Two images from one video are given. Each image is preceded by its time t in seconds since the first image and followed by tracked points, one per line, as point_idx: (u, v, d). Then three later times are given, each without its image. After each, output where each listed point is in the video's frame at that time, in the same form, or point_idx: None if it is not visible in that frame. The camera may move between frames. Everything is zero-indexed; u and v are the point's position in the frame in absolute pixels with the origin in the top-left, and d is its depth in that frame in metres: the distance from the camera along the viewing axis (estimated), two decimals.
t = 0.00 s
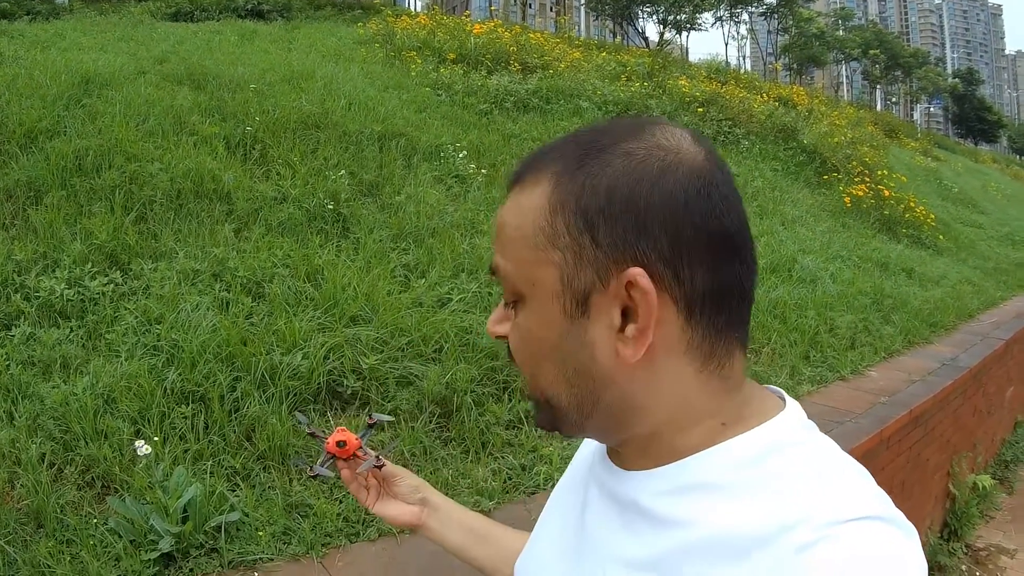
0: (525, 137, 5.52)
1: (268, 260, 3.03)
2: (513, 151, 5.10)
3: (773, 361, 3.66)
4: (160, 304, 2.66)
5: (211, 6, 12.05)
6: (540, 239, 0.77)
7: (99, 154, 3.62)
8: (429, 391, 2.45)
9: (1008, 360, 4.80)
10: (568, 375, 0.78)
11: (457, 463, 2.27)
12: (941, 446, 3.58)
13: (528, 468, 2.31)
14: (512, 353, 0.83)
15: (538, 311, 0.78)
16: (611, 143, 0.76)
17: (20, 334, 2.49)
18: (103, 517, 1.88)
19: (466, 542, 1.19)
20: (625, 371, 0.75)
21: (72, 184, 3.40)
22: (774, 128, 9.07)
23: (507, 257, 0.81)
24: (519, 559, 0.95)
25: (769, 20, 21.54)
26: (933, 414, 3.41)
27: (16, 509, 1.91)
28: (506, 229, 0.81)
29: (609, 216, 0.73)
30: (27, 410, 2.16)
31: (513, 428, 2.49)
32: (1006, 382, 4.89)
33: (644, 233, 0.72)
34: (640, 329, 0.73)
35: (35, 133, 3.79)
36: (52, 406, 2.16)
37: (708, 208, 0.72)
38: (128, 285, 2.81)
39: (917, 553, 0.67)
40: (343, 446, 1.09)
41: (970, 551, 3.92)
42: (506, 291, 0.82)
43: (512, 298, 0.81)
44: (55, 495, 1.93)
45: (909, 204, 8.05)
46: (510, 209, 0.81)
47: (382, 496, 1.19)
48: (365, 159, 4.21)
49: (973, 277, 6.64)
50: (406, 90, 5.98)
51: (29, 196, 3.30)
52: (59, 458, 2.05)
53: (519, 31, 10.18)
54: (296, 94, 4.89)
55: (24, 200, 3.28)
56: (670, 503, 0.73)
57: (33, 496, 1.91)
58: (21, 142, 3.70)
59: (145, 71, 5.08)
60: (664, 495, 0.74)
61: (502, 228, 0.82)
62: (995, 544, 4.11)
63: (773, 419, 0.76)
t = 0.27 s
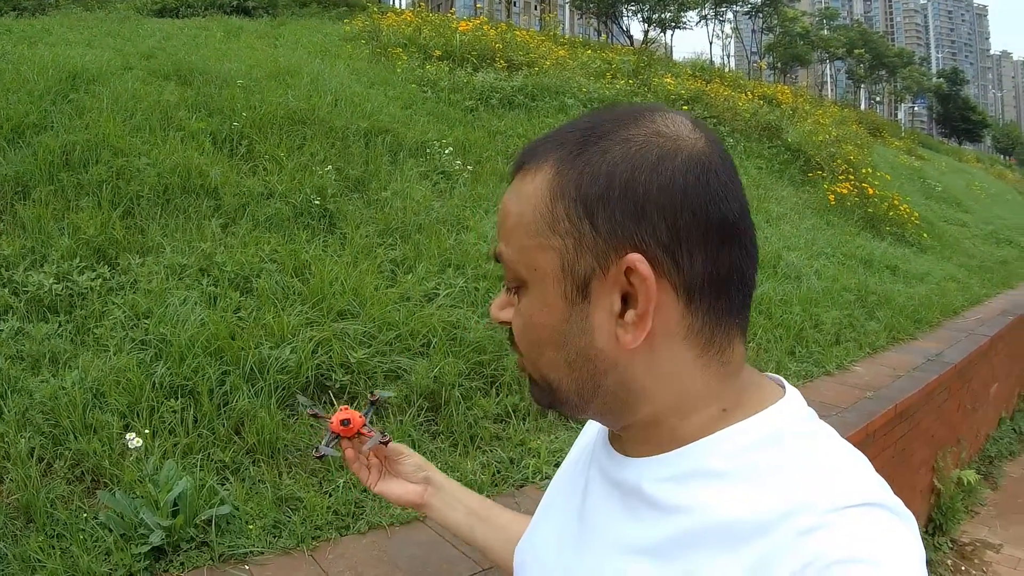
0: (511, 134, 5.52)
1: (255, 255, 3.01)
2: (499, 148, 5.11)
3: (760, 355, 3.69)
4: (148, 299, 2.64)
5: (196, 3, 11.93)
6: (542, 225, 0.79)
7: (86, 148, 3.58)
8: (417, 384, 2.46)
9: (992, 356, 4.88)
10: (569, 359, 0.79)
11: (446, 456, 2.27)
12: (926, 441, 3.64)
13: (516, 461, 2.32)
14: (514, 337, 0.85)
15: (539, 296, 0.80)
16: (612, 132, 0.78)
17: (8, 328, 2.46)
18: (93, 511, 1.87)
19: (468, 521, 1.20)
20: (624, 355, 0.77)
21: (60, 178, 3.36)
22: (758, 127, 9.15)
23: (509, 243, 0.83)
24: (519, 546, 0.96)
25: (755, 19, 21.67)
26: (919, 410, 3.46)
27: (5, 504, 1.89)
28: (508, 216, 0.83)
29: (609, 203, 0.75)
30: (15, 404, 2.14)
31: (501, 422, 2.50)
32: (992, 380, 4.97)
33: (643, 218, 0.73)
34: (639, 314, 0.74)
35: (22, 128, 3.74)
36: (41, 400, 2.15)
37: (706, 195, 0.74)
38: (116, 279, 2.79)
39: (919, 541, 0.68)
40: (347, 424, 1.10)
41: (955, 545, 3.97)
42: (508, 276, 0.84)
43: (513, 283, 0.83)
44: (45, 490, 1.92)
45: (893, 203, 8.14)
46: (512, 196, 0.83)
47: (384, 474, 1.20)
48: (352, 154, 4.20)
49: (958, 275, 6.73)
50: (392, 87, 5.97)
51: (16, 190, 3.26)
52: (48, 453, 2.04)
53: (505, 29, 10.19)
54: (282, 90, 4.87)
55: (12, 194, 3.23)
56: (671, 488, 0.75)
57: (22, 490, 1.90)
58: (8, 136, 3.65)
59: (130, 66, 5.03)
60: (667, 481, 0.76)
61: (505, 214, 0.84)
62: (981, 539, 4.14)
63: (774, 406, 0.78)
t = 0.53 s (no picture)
0: (502, 137, 5.54)
1: (247, 255, 3.01)
2: (490, 151, 5.12)
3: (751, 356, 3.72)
4: (140, 299, 2.64)
5: (186, 4, 11.87)
6: (553, 212, 0.80)
7: (78, 149, 3.56)
8: (410, 385, 2.46)
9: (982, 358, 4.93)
10: (575, 346, 0.80)
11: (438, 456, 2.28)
12: (917, 441, 3.67)
13: (508, 461, 2.33)
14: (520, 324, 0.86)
15: (547, 282, 0.81)
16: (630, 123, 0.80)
17: None
18: (86, 510, 1.86)
19: (455, 502, 1.20)
20: (630, 345, 0.78)
21: (52, 178, 3.34)
22: (748, 130, 9.21)
23: (520, 229, 0.84)
24: (519, 539, 0.97)
25: (744, 23, 21.81)
26: (909, 410, 3.50)
27: None
28: (521, 202, 0.84)
29: (622, 193, 0.76)
30: (7, 403, 2.13)
31: (493, 422, 2.51)
32: (981, 381, 5.02)
33: (656, 209, 0.75)
34: (647, 304, 0.75)
35: (14, 127, 3.72)
36: (34, 399, 2.14)
37: (719, 190, 0.75)
38: (108, 279, 2.78)
39: (920, 535, 0.69)
40: (330, 399, 1.09)
41: (946, 546, 4.00)
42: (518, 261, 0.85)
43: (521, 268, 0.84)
44: (38, 489, 1.91)
45: (882, 206, 8.21)
46: (527, 181, 0.84)
47: (371, 450, 1.20)
48: (343, 156, 4.20)
49: (948, 277, 6.79)
50: (383, 89, 5.97)
51: (8, 190, 3.24)
52: (41, 452, 2.03)
53: (496, 32, 10.21)
54: (273, 91, 4.86)
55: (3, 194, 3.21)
56: (676, 481, 0.76)
57: (15, 489, 1.89)
58: None
59: (121, 67, 5.01)
60: (671, 474, 0.77)
61: (519, 200, 0.85)
62: (971, 539, 4.19)
63: (776, 399, 0.80)
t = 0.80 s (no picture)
0: (495, 144, 5.56)
1: (240, 262, 3.01)
2: (484, 159, 5.14)
3: (743, 364, 3.73)
4: (133, 305, 2.63)
5: (181, 11, 11.86)
6: (671, 183, 0.81)
7: (71, 155, 3.56)
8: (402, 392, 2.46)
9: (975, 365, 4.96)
10: (688, 320, 0.79)
11: (431, 463, 2.28)
12: (909, 448, 3.69)
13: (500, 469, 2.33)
14: (609, 306, 0.77)
15: (670, 253, 0.79)
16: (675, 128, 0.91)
17: None
18: (78, 517, 1.85)
19: (480, 479, 1.22)
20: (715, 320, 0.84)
21: (46, 184, 3.33)
22: (741, 138, 9.26)
23: (620, 200, 0.79)
24: (510, 549, 0.99)
25: (737, 31, 21.97)
26: (902, 417, 3.52)
27: None
28: (609, 173, 0.80)
29: (707, 180, 0.85)
30: None
31: (485, 430, 2.51)
32: (973, 387, 5.05)
33: (724, 200, 0.88)
34: (736, 276, 0.86)
35: (7, 132, 3.71)
36: (27, 406, 2.13)
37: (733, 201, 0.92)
38: (102, 286, 2.77)
39: (906, 536, 0.70)
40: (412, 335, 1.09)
41: (940, 552, 4.02)
42: (613, 235, 0.78)
43: (618, 244, 0.78)
44: (30, 495, 1.90)
45: (875, 213, 8.27)
46: (606, 154, 0.81)
47: (425, 397, 1.22)
48: (336, 163, 4.21)
49: (940, 284, 6.84)
50: (377, 97, 5.99)
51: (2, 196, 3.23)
52: (34, 458, 2.02)
53: (490, 40, 10.25)
54: (266, 98, 4.87)
55: None
56: (673, 489, 0.78)
57: (7, 496, 1.88)
58: None
59: (115, 73, 5.01)
60: (667, 481, 0.79)
61: (605, 171, 0.80)
62: (965, 545, 4.22)
63: (765, 396, 0.88)
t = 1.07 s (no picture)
0: (493, 150, 5.57)
1: (235, 269, 3.02)
2: (481, 165, 5.16)
3: (739, 370, 3.74)
4: (129, 312, 2.64)
5: (180, 15, 11.89)
6: (678, 197, 0.87)
7: (69, 161, 3.57)
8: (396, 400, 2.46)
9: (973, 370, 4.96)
10: (695, 328, 0.84)
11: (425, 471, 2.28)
12: (906, 453, 3.70)
13: (494, 476, 2.33)
14: (626, 314, 0.81)
15: (681, 264, 0.84)
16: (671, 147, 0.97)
17: None
18: (72, 524, 1.86)
19: (455, 509, 1.32)
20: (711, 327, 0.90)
21: (43, 190, 3.34)
22: (740, 142, 9.28)
23: (637, 212, 0.83)
24: (499, 562, 1.00)
25: (737, 36, 22.03)
26: (898, 423, 3.53)
27: None
28: (625, 186, 0.83)
29: (704, 197, 0.92)
30: None
31: (479, 437, 2.52)
32: (971, 392, 5.06)
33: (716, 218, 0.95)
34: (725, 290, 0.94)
35: (4, 138, 3.72)
36: (21, 412, 2.13)
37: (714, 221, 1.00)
38: (98, 292, 2.78)
39: (889, 547, 0.72)
40: (356, 392, 1.17)
41: (938, 557, 4.03)
42: (630, 246, 0.82)
43: (636, 253, 0.82)
44: (24, 502, 1.90)
45: (873, 218, 8.29)
46: (622, 168, 0.85)
47: (387, 448, 1.29)
48: (333, 169, 4.22)
49: (939, 289, 6.86)
50: (375, 102, 6.00)
51: None
52: (28, 465, 2.03)
53: (488, 45, 10.28)
54: (264, 104, 4.88)
55: None
56: (662, 500, 0.79)
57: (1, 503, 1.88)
58: None
59: (113, 79, 5.02)
60: (656, 492, 0.81)
61: (622, 183, 0.84)
62: (964, 551, 4.22)
63: (751, 405, 0.91)
